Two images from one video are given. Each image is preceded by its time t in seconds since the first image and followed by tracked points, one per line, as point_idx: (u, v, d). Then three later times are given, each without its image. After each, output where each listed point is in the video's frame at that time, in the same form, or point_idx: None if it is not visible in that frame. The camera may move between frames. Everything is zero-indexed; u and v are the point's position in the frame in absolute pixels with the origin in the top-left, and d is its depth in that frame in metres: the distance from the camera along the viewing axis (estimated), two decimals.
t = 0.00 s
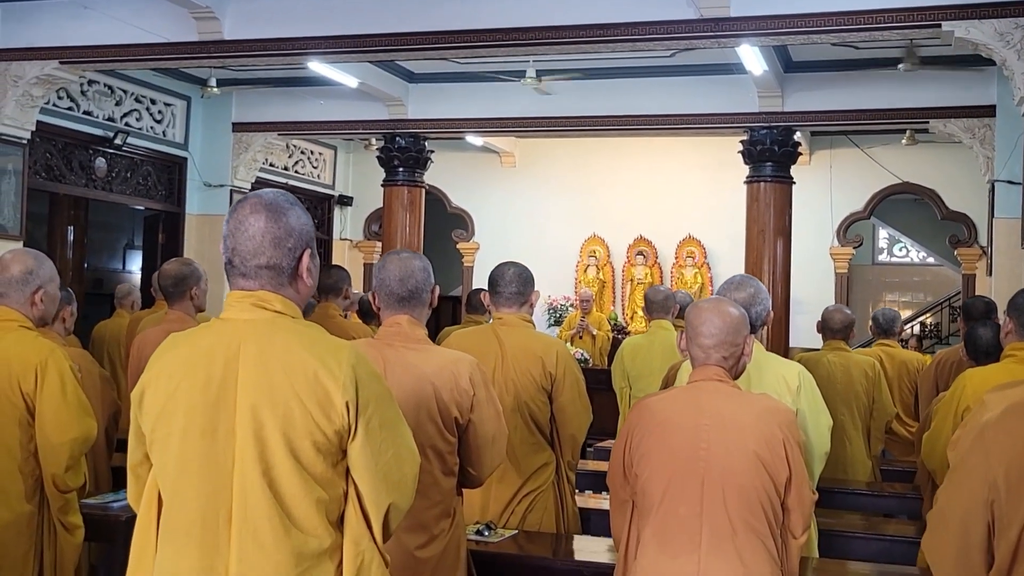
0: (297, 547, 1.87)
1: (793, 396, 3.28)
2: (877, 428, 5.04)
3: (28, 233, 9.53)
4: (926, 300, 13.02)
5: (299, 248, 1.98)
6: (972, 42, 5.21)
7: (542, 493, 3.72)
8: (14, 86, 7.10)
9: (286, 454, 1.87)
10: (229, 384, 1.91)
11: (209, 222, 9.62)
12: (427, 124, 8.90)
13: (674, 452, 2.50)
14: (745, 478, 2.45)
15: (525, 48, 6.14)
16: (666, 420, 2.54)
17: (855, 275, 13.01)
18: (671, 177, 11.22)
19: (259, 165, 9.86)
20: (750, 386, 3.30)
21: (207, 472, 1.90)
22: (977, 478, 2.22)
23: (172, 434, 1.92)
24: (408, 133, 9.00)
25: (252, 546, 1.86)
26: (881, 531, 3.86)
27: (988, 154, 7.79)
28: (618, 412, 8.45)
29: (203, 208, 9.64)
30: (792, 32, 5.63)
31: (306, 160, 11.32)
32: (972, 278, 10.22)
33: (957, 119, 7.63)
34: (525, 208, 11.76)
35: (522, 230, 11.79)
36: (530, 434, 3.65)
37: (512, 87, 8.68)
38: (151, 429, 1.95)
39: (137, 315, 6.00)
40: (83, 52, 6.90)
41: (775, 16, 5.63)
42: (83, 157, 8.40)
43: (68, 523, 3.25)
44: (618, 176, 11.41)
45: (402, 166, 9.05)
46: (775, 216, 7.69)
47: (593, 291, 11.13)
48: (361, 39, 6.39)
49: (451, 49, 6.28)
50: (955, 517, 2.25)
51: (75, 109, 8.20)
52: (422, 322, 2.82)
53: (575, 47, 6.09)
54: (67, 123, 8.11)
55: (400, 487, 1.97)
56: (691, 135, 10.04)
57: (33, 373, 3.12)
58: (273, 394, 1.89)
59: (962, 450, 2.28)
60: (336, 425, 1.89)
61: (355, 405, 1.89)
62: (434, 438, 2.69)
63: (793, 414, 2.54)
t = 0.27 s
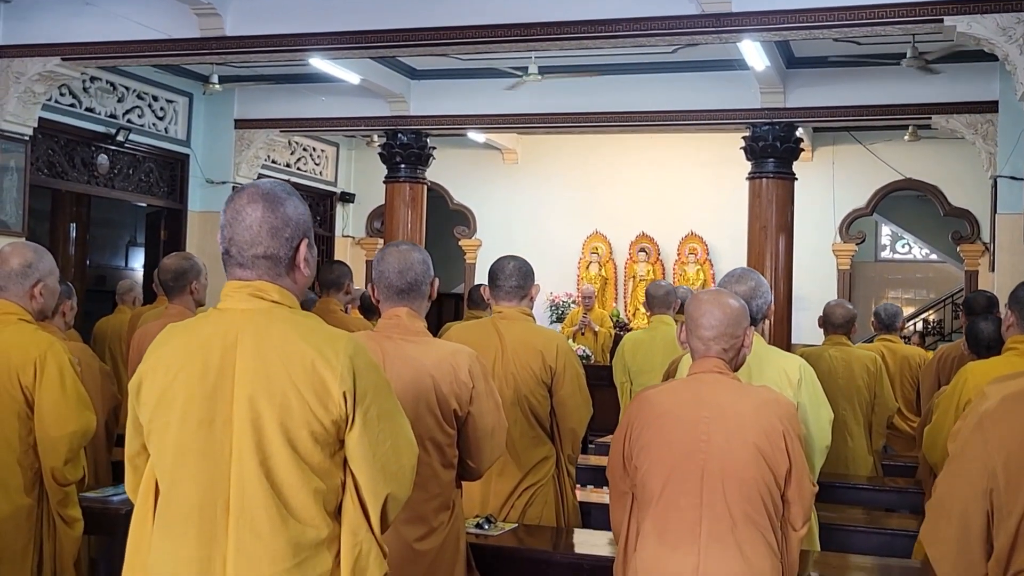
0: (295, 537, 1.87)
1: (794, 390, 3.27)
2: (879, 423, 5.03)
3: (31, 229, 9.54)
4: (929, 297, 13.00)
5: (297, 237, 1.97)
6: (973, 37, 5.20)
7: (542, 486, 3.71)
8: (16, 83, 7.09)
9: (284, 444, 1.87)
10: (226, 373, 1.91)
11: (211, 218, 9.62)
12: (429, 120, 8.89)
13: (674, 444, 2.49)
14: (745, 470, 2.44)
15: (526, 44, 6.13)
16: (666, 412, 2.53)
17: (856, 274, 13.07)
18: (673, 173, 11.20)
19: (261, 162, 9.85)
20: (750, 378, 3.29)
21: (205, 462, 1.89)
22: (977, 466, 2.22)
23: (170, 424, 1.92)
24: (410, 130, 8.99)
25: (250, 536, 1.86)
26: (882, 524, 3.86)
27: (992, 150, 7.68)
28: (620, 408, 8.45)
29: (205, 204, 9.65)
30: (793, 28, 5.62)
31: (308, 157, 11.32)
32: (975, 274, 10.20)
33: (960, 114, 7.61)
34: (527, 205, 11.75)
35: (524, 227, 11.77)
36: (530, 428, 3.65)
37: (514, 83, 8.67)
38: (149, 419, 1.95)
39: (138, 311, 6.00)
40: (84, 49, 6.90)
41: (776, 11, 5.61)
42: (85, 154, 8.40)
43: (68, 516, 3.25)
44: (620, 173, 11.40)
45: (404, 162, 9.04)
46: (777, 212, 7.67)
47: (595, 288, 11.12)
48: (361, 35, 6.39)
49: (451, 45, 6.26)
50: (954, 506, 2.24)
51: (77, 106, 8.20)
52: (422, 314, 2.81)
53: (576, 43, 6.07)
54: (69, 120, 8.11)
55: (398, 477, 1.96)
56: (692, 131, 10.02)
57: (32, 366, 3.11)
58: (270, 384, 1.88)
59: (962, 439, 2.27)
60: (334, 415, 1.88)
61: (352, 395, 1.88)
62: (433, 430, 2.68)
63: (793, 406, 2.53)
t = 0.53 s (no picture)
0: (293, 531, 1.86)
1: (794, 385, 3.27)
2: (879, 420, 5.03)
3: (32, 228, 9.54)
4: (931, 296, 12.95)
5: (295, 231, 1.97)
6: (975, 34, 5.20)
7: (542, 482, 3.71)
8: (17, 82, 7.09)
9: (282, 438, 1.87)
10: (224, 367, 1.91)
11: (212, 217, 9.63)
12: (430, 119, 8.89)
13: (673, 439, 2.49)
14: (744, 465, 2.44)
15: (527, 42, 6.13)
16: (665, 407, 2.53)
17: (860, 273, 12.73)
18: (674, 171, 11.20)
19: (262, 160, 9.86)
20: (751, 372, 3.29)
21: (203, 456, 1.89)
22: (975, 457, 2.17)
23: (168, 418, 1.91)
24: (411, 128, 8.99)
25: (247, 529, 1.86)
26: (882, 520, 3.86)
27: (993, 148, 7.61)
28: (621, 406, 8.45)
29: (206, 203, 9.65)
30: (794, 25, 5.61)
31: (309, 156, 11.33)
32: (976, 272, 10.19)
33: (961, 112, 7.61)
34: (529, 203, 11.75)
35: (525, 225, 11.77)
36: (530, 425, 3.65)
37: (515, 81, 8.66)
38: (146, 413, 1.95)
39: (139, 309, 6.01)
40: (85, 47, 6.90)
41: (776, 9, 5.60)
42: (86, 153, 8.40)
43: (67, 512, 3.25)
44: (621, 172, 11.39)
45: (405, 161, 9.03)
46: (778, 210, 7.67)
47: (597, 287, 11.12)
48: (362, 33, 6.38)
49: (452, 43, 6.26)
50: (952, 498, 2.21)
51: (78, 104, 8.20)
52: (421, 310, 2.81)
53: (577, 41, 6.07)
54: (70, 119, 8.11)
55: (396, 471, 1.96)
56: (694, 129, 10.01)
57: (31, 362, 3.12)
58: (268, 377, 1.88)
59: (961, 429, 2.22)
60: (332, 408, 1.88)
61: (350, 389, 1.88)
62: (432, 425, 2.68)
63: (793, 401, 2.53)
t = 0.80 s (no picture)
0: (290, 524, 1.86)
1: (793, 379, 3.26)
2: (879, 416, 5.03)
3: (32, 226, 9.54)
4: (932, 292, 12.94)
5: (292, 224, 1.97)
6: (975, 30, 5.19)
7: (541, 478, 3.71)
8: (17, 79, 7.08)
9: (279, 431, 1.86)
10: (222, 360, 1.90)
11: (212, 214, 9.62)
12: (430, 116, 8.88)
13: (672, 433, 2.49)
14: (743, 458, 2.43)
15: (527, 38, 6.12)
16: (664, 401, 2.52)
17: (859, 269, 12.93)
18: (675, 169, 11.20)
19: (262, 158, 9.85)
20: (750, 366, 3.29)
21: (200, 450, 1.89)
22: (972, 447, 2.14)
23: (165, 411, 1.91)
24: (411, 125, 8.98)
25: (245, 522, 1.86)
26: (881, 515, 3.86)
27: (993, 144, 7.73)
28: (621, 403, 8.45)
29: (206, 200, 9.65)
30: (794, 22, 5.60)
31: (309, 153, 11.32)
32: (976, 269, 10.18)
33: (961, 109, 7.59)
34: (529, 200, 11.74)
35: (526, 222, 11.76)
36: (530, 420, 3.64)
37: (515, 78, 8.65)
38: (144, 406, 1.94)
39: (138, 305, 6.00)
40: (85, 44, 6.89)
41: (777, 5, 5.59)
42: (86, 150, 8.39)
43: (65, 507, 3.26)
44: (622, 169, 11.38)
45: (405, 158, 9.03)
46: (778, 207, 7.66)
47: (597, 284, 11.11)
48: (361, 30, 6.38)
49: (452, 40, 6.25)
50: (950, 488, 2.17)
51: (78, 101, 8.19)
52: (419, 304, 2.81)
53: (576, 37, 6.07)
54: (70, 116, 8.10)
55: (394, 464, 1.96)
56: (695, 126, 10.00)
57: (29, 356, 3.11)
58: (266, 370, 1.88)
59: (960, 418, 2.19)
60: (329, 401, 1.88)
61: (348, 381, 1.88)
62: (431, 419, 2.68)
63: (791, 394, 2.52)
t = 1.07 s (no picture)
0: (289, 518, 1.86)
1: (794, 376, 3.26)
2: (879, 413, 5.02)
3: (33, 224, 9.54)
4: (934, 290, 12.92)
5: (290, 218, 1.96)
6: (977, 27, 5.19)
7: (541, 474, 3.71)
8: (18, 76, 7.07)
9: (277, 425, 1.86)
10: (219, 355, 1.90)
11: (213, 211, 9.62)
12: (431, 113, 8.87)
13: (671, 428, 2.48)
14: (742, 454, 2.43)
15: (528, 35, 6.12)
16: (664, 396, 2.52)
17: (861, 266, 12.96)
18: (676, 166, 11.19)
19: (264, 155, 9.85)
20: (750, 362, 3.28)
21: (197, 445, 1.89)
22: (970, 440, 2.12)
23: (163, 406, 1.91)
24: (412, 123, 8.97)
25: (243, 517, 1.85)
26: (881, 511, 3.86)
27: (994, 142, 7.55)
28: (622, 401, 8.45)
29: (207, 198, 9.64)
30: (795, 18, 5.59)
31: (311, 151, 11.32)
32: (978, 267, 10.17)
33: (963, 106, 7.57)
34: (530, 198, 11.73)
35: (527, 220, 11.75)
36: (529, 416, 3.64)
37: (516, 76, 8.65)
38: (141, 401, 1.94)
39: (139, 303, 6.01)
40: (86, 42, 6.89)
41: (778, 2, 5.59)
42: (87, 148, 8.39)
43: (65, 503, 3.26)
44: (623, 166, 11.38)
45: (407, 155, 9.02)
46: (779, 204, 7.65)
47: (598, 281, 11.10)
48: (362, 27, 6.38)
49: (452, 37, 6.25)
50: (949, 480, 2.15)
51: (79, 99, 8.19)
52: (418, 300, 2.81)
53: (577, 34, 6.06)
54: (71, 114, 8.10)
55: (392, 458, 1.96)
56: (696, 124, 10.00)
57: (28, 353, 3.11)
58: (263, 364, 1.87)
59: (960, 409, 2.16)
60: (327, 395, 1.87)
61: (346, 375, 1.87)
62: (430, 415, 2.68)
63: (791, 390, 2.51)
